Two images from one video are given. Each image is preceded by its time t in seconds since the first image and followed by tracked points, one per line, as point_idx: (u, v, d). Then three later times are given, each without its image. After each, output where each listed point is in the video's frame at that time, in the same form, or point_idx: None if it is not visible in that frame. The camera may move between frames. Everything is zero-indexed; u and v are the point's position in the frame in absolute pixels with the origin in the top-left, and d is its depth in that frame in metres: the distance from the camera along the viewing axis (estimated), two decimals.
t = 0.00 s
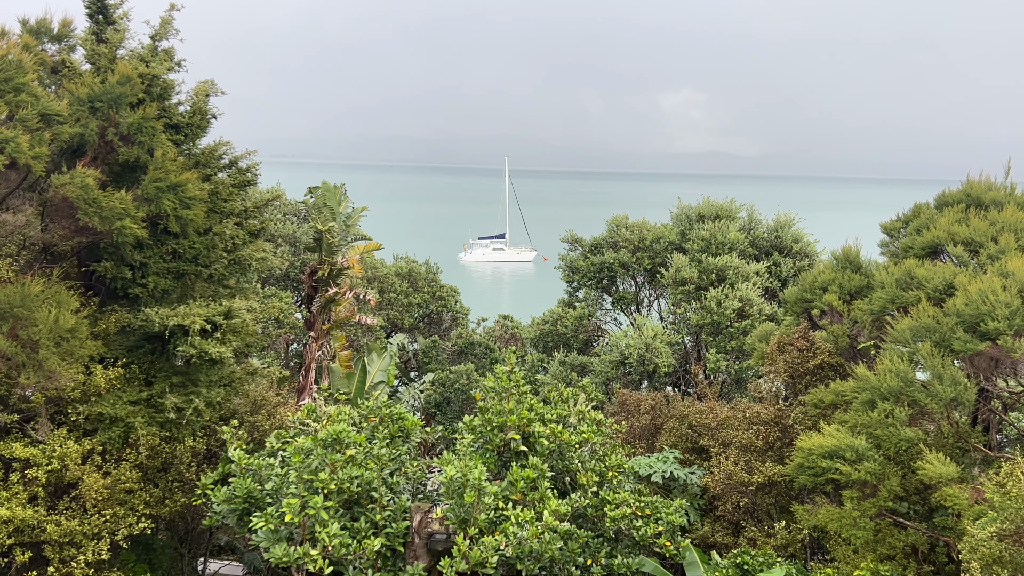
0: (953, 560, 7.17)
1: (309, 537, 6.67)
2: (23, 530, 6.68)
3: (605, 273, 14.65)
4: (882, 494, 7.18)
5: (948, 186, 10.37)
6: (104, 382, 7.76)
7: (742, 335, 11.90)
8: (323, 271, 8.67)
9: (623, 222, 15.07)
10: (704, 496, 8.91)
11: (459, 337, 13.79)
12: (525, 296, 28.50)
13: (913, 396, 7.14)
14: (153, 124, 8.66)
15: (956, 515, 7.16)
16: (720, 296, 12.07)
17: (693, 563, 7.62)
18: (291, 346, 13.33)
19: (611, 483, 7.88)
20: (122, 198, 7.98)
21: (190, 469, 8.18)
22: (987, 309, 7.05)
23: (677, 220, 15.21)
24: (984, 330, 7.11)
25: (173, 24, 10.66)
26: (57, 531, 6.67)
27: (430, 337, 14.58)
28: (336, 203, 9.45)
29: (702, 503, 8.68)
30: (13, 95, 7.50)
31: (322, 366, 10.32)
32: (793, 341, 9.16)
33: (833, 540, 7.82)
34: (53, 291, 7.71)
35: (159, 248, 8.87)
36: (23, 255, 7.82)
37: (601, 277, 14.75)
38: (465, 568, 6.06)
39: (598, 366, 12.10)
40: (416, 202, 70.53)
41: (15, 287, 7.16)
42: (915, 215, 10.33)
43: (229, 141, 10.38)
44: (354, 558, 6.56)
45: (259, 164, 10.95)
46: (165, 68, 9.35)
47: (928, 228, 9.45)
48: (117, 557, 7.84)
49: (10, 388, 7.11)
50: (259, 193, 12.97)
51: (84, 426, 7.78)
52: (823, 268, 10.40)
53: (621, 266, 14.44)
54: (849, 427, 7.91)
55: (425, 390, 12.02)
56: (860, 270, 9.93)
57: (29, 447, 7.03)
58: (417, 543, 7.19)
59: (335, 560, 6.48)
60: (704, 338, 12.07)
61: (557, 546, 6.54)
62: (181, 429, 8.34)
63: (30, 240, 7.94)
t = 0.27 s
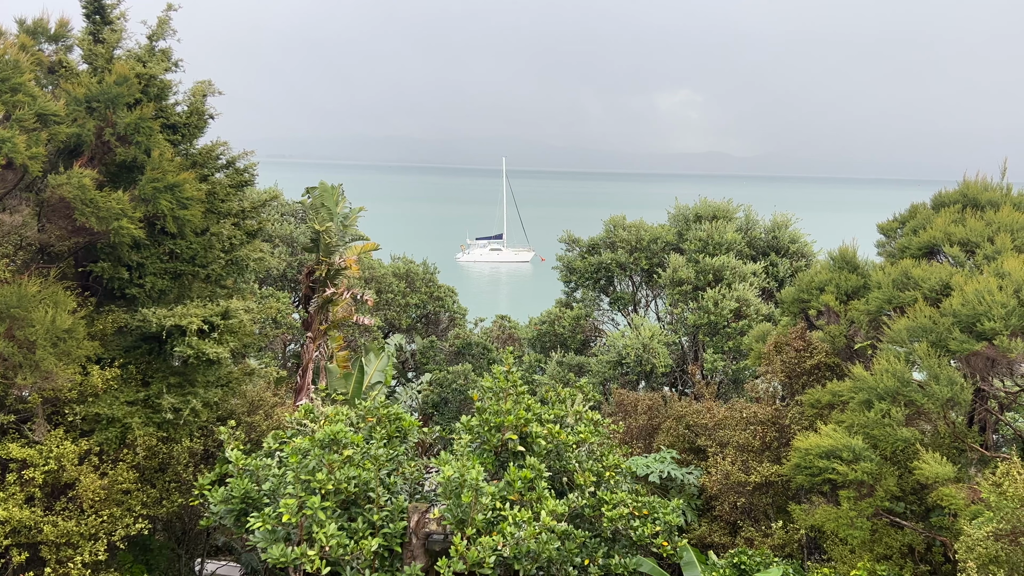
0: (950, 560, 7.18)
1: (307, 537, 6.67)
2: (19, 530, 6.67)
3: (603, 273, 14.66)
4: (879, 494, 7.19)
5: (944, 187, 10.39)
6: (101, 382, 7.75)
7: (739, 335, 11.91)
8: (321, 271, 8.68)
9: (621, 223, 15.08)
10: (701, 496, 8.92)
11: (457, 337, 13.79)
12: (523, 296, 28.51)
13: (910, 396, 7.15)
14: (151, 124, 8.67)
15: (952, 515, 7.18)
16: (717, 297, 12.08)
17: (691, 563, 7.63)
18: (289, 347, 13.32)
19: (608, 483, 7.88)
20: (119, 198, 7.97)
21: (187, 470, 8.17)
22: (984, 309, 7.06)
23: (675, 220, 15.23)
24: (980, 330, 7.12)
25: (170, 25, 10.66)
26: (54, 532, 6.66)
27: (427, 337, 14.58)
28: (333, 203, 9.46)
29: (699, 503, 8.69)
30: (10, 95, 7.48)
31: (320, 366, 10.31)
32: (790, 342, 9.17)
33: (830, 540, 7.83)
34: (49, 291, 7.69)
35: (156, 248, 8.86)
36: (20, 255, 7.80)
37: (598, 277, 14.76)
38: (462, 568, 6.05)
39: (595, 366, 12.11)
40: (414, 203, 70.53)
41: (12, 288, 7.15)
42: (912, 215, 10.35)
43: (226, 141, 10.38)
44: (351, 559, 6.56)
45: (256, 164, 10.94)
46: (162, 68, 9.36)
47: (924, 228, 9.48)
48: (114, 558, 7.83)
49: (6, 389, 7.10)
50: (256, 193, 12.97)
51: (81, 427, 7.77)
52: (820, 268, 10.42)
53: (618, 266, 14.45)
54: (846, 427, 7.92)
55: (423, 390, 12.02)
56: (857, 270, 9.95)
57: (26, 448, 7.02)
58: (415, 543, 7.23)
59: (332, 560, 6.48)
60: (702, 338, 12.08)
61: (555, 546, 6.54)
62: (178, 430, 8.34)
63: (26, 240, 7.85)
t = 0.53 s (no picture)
0: (947, 561, 7.19)
1: (304, 538, 6.66)
2: (16, 532, 6.66)
3: (601, 274, 14.67)
4: (876, 495, 7.19)
5: (941, 188, 10.41)
6: (98, 383, 7.74)
7: (737, 336, 11.91)
8: (318, 272, 8.68)
9: (618, 224, 15.09)
10: (699, 497, 8.92)
11: (454, 338, 13.78)
12: (521, 297, 28.52)
13: (908, 397, 7.15)
14: (148, 125, 8.66)
15: (949, 515, 7.19)
16: (714, 297, 12.09)
17: (688, 564, 7.62)
18: (286, 347, 13.31)
19: (606, 484, 7.87)
20: (116, 199, 7.97)
21: (185, 471, 8.16)
22: (981, 310, 7.06)
23: (672, 221, 15.23)
24: (977, 331, 7.13)
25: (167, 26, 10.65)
26: (51, 533, 6.64)
27: (425, 338, 14.58)
28: (331, 204, 9.47)
29: (697, 504, 8.69)
30: (7, 96, 7.44)
31: (317, 367, 10.31)
32: (788, 342, 9.18)
33: (828, 541, 7.83)
34: (46, 292, 7.68)
35: (153, 249, 8.85)
36: (17, 256, 7.78)
37: (596, 278, 14.78)
38: (460, 569, 6.04)
39: (593, 367, 12.11)
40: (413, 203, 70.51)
41: (9, 289, 7.13)
42: (909, 216, 10.37)
43: (224, 142, 10.38)
44: (349, 560, 6.54)
45: (254, 165, 10.94)
46: (159, 69, 9.36)
47: (921, 229, 9.49)
48: (111, 559, 7.81)
49: (3, 390, 7.08)
50: (253, 194, 12.96)
51: (78, 428, 7.75)
52: (818, 269, 10.43)
53: (616, 267, 14.46)
54: (843, 428, 7.93)
55: (420, 391, 12.02)
56: (855, 271, 9.96)
57: (23, 449, 7.00)
58: (413, 544, 7.18)
59: (330, 561, 6.47)
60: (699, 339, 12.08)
61: (552, 547, 6.53)
62: (175, 431, 8.33)
63: (24, 241, 7.84)
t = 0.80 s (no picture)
0: (945, 561, 7.20)
1: (302, 539, 6.65)
2: (13, 533, 6.64)
3: (599, 275, 14.68)
4: (874, 496, 7.20)
5: (938, 189, 10.42)
6: (95, 385, 7.74)
7: (735, 337, 11.92)
8: (316, 273, 8.68)
9: (616, 225, 15.10)
10: (697, 497, 8.93)
11: (452, 339, 13.78)
12: (519, 298, 28.53)
13: (905, 398, 7.16)
14: (146, 126, 8.67)
15: (947, 516, 7.20)
16: (712, 298, 12.10)
17: (686, 564, 7.62)
18: (284, 348, 13.30)
19: (604, 485, 7.88)
20: (114, 200, 7.96)
21: (182, 472, 8.15)
22: (978, 311, 7.07)
23: (670, 222, 15.25)
24: (974, 332, 7.14)
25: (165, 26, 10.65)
26: (48, 534, 6.63)
27: (423, 339, 14.57)
28: (329, 205, 9.47)
29: (695, 505, 8.69)
30: (4, 97, 7.43)
31: (315, 368, 10.30)
32: (786, 343, 9.19)
33: (826, 542, 7.84)
34: (44, 293, 7.67)
35: (151, 250, 8.85)
36: (14, 257, 7.77)
37: (594, 279, 14.79)
38: (458, 570, 6.04)
39: (591, 368, 12.11)
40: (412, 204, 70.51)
41: (7, 290, 7.12)
42: (906, 217, 10.39)
43: (222, 142, 10.38)
44: (347, 561, 6.54)
45: (252, 166, 10.94)
46: (157, 70, 9.36)
47: (919, 230, 9.50)
48: (108, 560, 7.80)
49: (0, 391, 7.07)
50: (251, 195, 12.96)
51: (76, 429, 7.74)
52: (815, 270, 10.45)
53: (614, 268, 14.48)
54: (841, 429, 7.94)
55: (418, 392, 12.03)
56: (852, 272, 9.97)
57: (21, 450, 6.99)
58: (410, 544, 7.15)
59: (328, 562, 6.46)
60: (697, 340, 12.10)
61: (550, 548, 6.53)
62: (173, 432, 8.32)
63: (21, 242, 7.87)
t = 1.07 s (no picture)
0: (942, 562, 7.20)
1: (300, 541, 6.64)
2: (11, 534, 6.64)
3: (597, 276, 14.69)
4: (871, 496, 7.20)
5: (936, 190, 10.43)
6: (93, 386, 7.73)
7: (733, 338, 11.93)
8: (314, 274, 8.69)
9: (614, 226, 15.12)
10: (695, 498, 8.93)
11: (451, 340, 13.77)
12: (518, 299, 28.53)
13: (902, 398, 7.17)
14: (143, 127, 8.67)
15: (944, 516, 7.20)
16: (710, 299, 12.11)
17: (684, 565, 7.61)
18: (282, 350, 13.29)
19: (602, 486, 7.88)
20: (112, 201, 7.96)
21: (180, 473, 8.14)
22: (975, 311, 7.08)
23: (668, 223, 15.26)
24: (971, 333, 7.15)
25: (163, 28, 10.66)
26: (46, 536, 6.63)
27: (421, 340, 14.56)
28: (327, 206, 9.49)
29: (693, 506, 8.69)
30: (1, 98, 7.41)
31: (313, 369, 10.30)
32: (783, 344, 9.21)
33: (824, 542, 7.85)
34: (41, 294, 7.66)
35: (149, 251, 8.84)
36: (12, 258, 7.77)
37: (592, 280, 14.80)
38: (456, 571, 6.03)
39: (589, 369, 12.12)
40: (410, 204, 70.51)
41: (4, 291, 7.11)
42: (904, 218, 10.40)
43: (219, 144, 10.39)
44: (345, 562, 6.53)
45: (250, 167, 10.94)
46: (155, 71, 9.36)
47: (916, 231, 9.52)
48: (106, 562, 7.79)
49: None
50: (249, 196, 12.96)
51: (73, 431, 7.73)
52: (813, 271, 10.46)
53: (612, 269, 14.50)
54: (838, 429, 7.95)
55: (416, 393, 12.03)
56: (849, 273, 9.99)
57: (18, 452, 6.98)
58: (409, 545, 7.28)
59: (326, 563, 6.46)
60: (695, 341, 12.11)
61: (549, 549, 6.53)
62: (171, 433, 8.31)
63: (19, 242, 7.80)
